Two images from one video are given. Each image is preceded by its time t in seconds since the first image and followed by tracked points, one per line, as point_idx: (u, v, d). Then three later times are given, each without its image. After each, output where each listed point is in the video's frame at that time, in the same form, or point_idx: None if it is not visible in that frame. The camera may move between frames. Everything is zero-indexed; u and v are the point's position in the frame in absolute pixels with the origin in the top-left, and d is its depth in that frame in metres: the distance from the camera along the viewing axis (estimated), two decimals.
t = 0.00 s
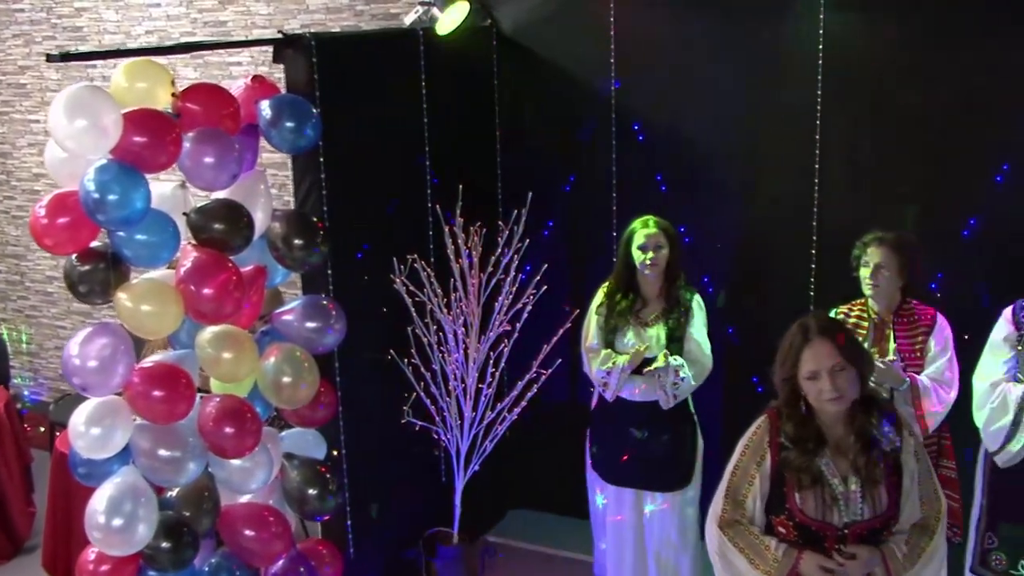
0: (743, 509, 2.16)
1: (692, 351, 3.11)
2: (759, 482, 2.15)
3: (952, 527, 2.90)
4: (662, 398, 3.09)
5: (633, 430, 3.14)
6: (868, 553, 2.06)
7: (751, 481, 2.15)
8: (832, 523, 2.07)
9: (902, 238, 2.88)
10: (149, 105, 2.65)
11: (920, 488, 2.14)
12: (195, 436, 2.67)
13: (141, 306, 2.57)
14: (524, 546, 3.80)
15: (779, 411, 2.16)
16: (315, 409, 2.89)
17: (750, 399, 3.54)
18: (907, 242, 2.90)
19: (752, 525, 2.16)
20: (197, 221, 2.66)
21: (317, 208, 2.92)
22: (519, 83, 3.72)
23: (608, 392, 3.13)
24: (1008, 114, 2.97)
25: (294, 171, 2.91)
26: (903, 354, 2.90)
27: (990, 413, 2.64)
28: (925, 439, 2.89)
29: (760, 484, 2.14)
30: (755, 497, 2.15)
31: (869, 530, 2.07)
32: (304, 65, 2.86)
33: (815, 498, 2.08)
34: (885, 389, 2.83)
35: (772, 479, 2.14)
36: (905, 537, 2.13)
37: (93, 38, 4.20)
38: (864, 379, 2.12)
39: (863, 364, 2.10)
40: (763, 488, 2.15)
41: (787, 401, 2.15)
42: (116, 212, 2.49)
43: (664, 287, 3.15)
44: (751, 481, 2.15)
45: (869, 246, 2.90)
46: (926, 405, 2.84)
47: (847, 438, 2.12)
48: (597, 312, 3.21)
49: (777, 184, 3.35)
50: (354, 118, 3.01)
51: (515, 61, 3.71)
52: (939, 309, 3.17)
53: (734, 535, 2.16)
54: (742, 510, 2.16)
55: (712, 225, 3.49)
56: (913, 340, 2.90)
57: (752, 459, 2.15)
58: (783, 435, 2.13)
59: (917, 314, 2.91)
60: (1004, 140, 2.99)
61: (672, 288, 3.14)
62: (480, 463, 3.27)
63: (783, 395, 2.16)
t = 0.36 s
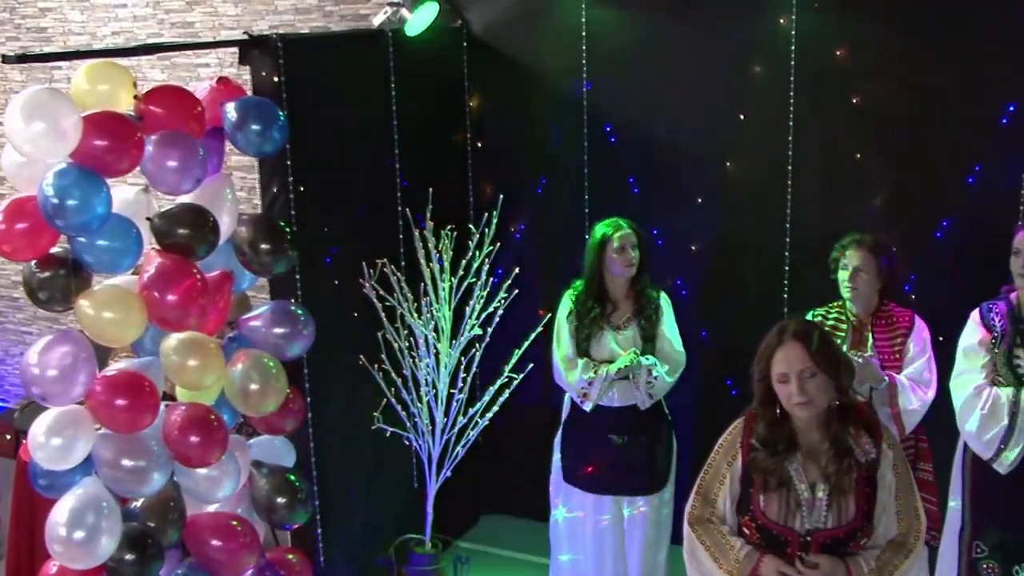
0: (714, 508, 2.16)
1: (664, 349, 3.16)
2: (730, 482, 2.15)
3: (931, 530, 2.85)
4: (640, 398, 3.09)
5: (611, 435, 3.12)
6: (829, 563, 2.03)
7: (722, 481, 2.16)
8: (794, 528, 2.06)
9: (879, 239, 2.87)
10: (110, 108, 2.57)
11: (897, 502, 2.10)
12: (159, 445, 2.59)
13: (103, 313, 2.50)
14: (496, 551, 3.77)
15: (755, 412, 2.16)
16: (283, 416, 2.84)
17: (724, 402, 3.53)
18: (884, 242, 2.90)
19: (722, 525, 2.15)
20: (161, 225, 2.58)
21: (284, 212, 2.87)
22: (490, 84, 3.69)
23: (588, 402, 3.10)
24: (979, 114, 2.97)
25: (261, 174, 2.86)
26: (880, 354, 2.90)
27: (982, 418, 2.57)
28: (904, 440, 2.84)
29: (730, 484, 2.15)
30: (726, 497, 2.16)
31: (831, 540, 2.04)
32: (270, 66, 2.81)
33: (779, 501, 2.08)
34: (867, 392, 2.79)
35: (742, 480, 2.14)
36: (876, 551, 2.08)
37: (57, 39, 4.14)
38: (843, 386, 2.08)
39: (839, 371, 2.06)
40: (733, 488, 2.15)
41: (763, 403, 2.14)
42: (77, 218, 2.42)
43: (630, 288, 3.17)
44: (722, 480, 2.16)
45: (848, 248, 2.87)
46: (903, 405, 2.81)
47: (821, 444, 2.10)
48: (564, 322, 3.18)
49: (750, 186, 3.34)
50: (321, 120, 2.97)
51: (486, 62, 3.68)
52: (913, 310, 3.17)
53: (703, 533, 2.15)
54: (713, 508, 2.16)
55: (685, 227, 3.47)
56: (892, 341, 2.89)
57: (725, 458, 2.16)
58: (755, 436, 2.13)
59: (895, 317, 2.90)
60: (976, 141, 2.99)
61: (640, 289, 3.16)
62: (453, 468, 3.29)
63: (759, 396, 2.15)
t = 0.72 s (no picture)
0: (690, 507, 2.15)
1: (644, 351, 3.17)
2: (705, 482, 2.14)
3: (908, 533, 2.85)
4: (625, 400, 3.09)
5: (594, 439, 3.09)
6: (801, 569, 2.00)
7: (698, 481, 2.15)
8: (766, 531, 2.04)
9: (858, 241, 2.86)
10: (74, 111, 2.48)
11: (874, 508, 2.07)
12: (127, 453, 2.50)
13: (68, 320, 2.39)
14: (473, 556, 3.75)
15: (736, 410, 2.15)
16: (256, 422, 2.78)
17: (700, 404, 3.51)
18: (863, 244, 2.88)
19: (699, 526, 2.14)
20: (128, 229, 2.50)
21: (255, 216, 2.83)
22: (464, 85, 3.67)
23: (562, 411, 3.11)
24: (953, 115, 2.97)
25: (230, 178, 2.83)
26: (858, 356, 2.87)
27: (955, 423, 2.59)
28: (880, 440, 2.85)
29: (706, 485, 2.14)
30: (702, 497, 2.15)
31: (804, 545, 2.01)
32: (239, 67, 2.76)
33: (751, 503, 2.06)
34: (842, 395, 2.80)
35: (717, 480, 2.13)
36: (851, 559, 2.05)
37: (24, 39, 4.09)
38: (827, 393, 2.08)
39: (827, 376, 2.06)
40: (708, 489, 2.14)
41: (744, 403, 2.14)
42: (41, 224, 2.31)
43: (605, 291, 3.16)
44: (698, 481, 2.15)
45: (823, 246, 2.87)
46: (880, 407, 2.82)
47: (797, 447, 2.08)
48: (536, 328, 3.14)
49: (725, 187, 3.33)
50: (292, 123, 2.94)
51: (460, 64, 3.66)
52: (888, 311, 3.17)
53: (679, 534, 2.14)
54: (689, 507, 2.15)
55: (661, 229, 3.45)
56: (868, 343, 2.87)
57: (701, 458, 2.16)
58: (731, 437, 2.12)
59: (872, 318, 2.89)
60: (951, 142, 2.99)
61: (614, 290, 3.16)
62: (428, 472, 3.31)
63: (744, 394, 2.14)
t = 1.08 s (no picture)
0: (669, 518, 2.11)
1: (636, 353, 3.16)
2: (687, 491, 2.10)
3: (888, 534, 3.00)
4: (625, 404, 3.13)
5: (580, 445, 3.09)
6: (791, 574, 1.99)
7: (679, 490, 2.11)
8: (756, 538, 2.00)
9: (832, 243, 2.87)
10: (44, 113, 2.39)
11: (859, 507, 2.07)
12: (100, 460, 2.39)
13: (39, 324, 2.28)
14: (452, 560, 3.73)
15: (720, 414, 2.12)
16: (232, 427, 2.72)
17: (681, 406, 3.50)
18: (838, 244, 2.90)
19: (678, 536, 2.11)
20: (100, 233, 2.41)
21: (230, 219, 2.79)
22: (442, 86, 3.65)
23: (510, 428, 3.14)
24: (931, 115, 2.98)
25: (205, 180, 2.78)
26: (832, 360, 2.86)
27: (925, 425, 2.62)
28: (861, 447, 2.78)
29: (687, 493, 2.10)
30: (683, 507, 2.11)
31: (795, 550, 1.99)
32: (214, 68, 2.73)
33: (740, 511, 2.02)
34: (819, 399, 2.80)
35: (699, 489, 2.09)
36: (841, 560, 2.05)
37: None
38: (812, 399, 2.07)
39: (818, 381, 2.06)
40: (690, 497, 2.10)
41: (727, 409, 2.11)
42: (10, 227, 2.22)
43: (592, 294, 3.15)
44: (678, 490, 2.11)
45: (800, 250, 2.88)
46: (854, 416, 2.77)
47: (782, 452, 2.07)
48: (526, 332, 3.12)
49: (705, 188, 3.31)
50: (267, 124, 2.91)
51: (438, 65, 3.64)
52: (867, 312, 3.17)
53: (657, 544, 2.10)
54: (669, 519, 2.11)
55: (641, 230, 3.44)
56: (843, 347, 2.86)
57: (681, 468, 2.11)
58: (713, 443, 2.09)
59: (847, 321, 2.89)
60: (930, 142, 2.99)
61: (598, 292, 3.15)
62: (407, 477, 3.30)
63: (729, 397, 2.11)
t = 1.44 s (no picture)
0: (653, 528, 2.04)
1: (637, 352, 3.14)
2: (676, 499, 2.05)
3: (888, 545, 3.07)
4: (624, 405, 3.12)
5: (577, 445, 3.06)
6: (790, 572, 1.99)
7: (667, 499, 2.05)
8: (761, 538, 1.97)
9: (813, 241, 2.85)
10: (22, 112, 2.33)
11: (850, 494, 2.08)
12: (81, 464, 2.33)
13: (18, 327, 2.22)
14: (441, 562, 3.71)
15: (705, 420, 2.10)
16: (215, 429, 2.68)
17: (668, 406, 3.48)
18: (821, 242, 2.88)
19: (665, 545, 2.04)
20: (80, 233, 2.35)
21: (212, 219, 2.76)
22: (426, 85, 3.63)
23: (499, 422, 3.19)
24: (916, 114, 2.98)
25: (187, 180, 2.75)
26: (806, 359, 2.88)
27: (919, 422, 2.70)
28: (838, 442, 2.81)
29: (676, 501, 2.04)
30: (670, 518, 2.04)
31: (797, 546, 1.98)
32: (196, 67, 2.70)
33: (742, 514, 1.99)
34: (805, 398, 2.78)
35: (692, 495, 2.05)
36: (841, 549, 2.05)
37: None
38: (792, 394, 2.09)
39: (797, 374, 2.08)
40: (682, 504, 2.04)
41: (712, 417, 2.09)
42: None
43: (591, 293, 3.13)
44: (667, 500, 2.05)
45: (781, 248, 2.86)
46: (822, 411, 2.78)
47: (773, 450, 2.07)
48: (524, 331, 3.16)
49: (690, 187, 3.30)
50: (250, 123, 2.88)
51: (422, 64, 3.62)
52: (853, 311, 3.17)
53: (635, 552, 2.04)
54: (653, 528, 2.04)
55: (627, 230, 3.42)
56: (818, 346, 2.87)
57: (670, 476, 2.07)
58: (704, 448, 2.06)
59: (826, 320, 2.89)
60: (916, 140, 2.99)
61: (601, 292, 3.12)
62: (392, 478, 3.29)
63: (714, 404, 2.09)
